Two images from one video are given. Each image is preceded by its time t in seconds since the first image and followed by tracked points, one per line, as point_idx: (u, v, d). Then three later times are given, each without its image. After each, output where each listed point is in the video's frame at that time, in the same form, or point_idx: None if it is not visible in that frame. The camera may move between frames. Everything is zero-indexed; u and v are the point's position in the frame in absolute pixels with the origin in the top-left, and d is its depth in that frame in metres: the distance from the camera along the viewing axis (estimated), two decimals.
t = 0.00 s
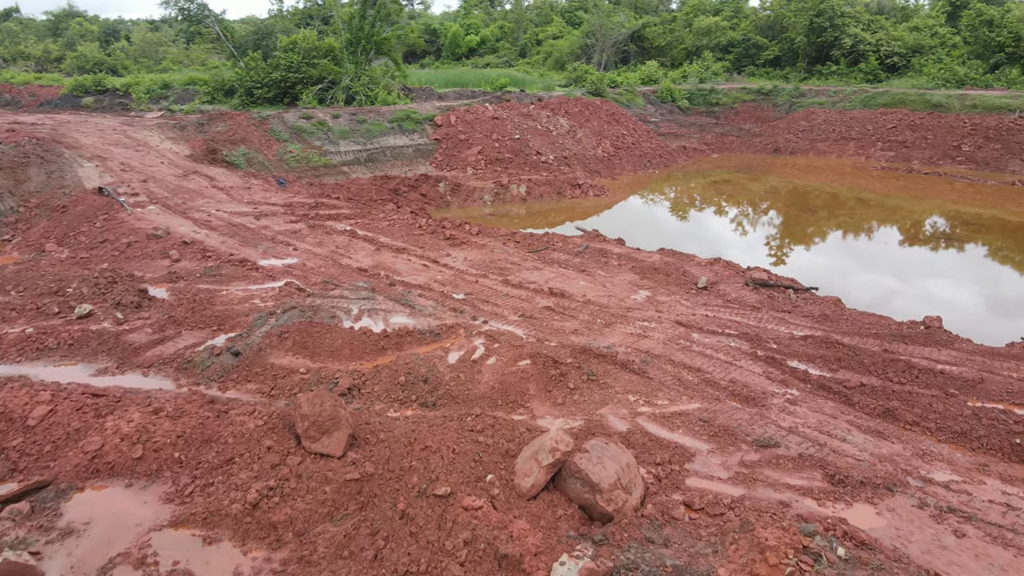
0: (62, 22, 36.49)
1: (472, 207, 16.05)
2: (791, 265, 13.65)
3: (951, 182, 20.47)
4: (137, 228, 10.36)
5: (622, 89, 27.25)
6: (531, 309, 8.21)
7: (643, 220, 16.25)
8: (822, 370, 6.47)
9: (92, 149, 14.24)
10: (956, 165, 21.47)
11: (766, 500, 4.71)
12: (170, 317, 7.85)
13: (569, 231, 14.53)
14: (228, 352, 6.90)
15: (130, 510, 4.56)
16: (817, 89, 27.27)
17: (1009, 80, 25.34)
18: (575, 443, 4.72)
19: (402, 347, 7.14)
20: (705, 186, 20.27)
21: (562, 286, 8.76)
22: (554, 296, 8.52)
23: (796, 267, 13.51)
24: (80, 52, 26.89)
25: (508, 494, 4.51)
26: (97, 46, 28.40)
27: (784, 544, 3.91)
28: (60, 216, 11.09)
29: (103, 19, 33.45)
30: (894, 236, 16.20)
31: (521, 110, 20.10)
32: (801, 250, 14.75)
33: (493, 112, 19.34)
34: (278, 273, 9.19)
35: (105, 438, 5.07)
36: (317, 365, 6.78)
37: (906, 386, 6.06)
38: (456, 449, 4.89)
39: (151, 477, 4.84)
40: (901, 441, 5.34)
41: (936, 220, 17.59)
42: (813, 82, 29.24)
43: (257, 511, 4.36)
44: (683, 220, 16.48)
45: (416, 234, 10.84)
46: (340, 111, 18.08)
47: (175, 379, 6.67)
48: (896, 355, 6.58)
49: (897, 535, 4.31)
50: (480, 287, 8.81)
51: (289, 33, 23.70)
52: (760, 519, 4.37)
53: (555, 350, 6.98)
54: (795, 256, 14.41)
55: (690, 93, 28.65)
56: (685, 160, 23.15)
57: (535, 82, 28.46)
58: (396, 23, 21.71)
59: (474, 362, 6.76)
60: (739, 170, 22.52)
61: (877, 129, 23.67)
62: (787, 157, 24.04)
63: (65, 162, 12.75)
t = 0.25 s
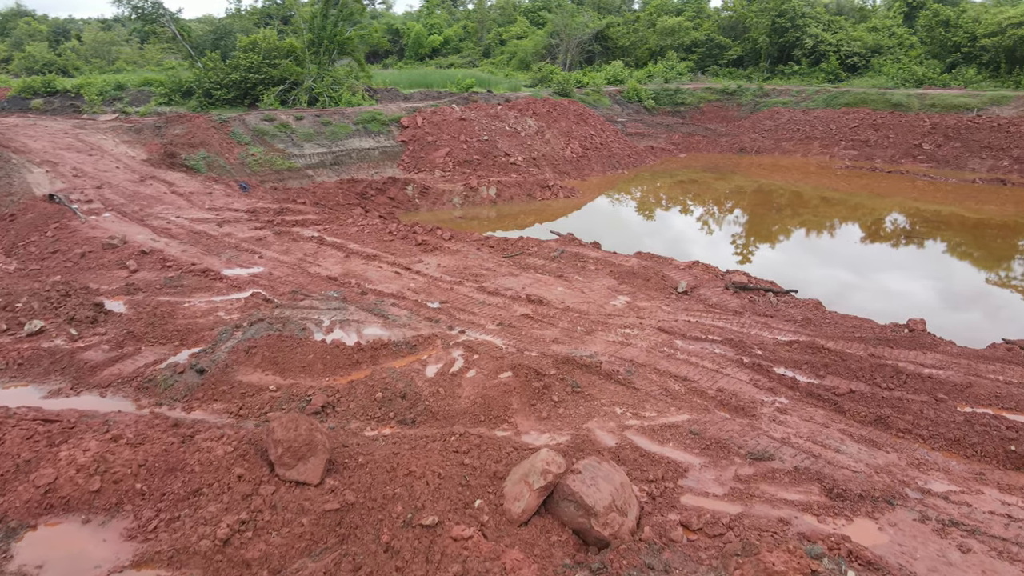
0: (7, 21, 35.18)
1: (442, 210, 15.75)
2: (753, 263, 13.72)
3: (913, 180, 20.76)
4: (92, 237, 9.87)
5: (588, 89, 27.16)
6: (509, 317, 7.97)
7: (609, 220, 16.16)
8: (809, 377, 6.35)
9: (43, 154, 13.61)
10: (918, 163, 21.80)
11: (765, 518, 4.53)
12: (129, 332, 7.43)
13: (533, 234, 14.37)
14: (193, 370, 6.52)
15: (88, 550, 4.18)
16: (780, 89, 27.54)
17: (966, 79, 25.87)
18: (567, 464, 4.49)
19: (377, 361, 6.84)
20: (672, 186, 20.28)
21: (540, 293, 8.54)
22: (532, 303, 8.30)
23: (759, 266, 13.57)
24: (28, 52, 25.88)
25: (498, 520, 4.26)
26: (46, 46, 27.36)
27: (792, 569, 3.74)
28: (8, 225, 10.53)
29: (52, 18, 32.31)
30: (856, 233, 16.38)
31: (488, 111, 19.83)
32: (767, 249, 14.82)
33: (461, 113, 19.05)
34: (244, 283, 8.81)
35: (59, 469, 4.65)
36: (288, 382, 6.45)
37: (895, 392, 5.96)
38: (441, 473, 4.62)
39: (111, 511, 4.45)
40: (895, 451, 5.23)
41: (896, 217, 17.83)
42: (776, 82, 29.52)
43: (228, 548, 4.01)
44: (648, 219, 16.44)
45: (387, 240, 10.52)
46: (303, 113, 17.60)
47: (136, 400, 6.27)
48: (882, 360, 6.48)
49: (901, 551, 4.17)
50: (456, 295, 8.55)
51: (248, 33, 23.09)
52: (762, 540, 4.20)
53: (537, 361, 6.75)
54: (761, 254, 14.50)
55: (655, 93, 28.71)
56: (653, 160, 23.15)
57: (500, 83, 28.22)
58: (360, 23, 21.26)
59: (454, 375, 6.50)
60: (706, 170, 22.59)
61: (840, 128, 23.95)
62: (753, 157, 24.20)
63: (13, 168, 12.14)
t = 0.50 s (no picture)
0: None
1: (410, 214, 15.42)
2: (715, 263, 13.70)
3: (875, 179, 21.02)
4: (43, 248, 9.35)
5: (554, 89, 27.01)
6: (486, 326, 7.72)
7: (574, 221, 16.02)
8: (797, 384, 6.22)
9: None
10: (880, 162, 22.10)
11: (765, 537, 4.36)
12: (84, 349, 7.00)
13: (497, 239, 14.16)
14: (155, 390, 6.12)
15: None
16: (744, 88, 27.76)
17: (924, 79, 26.37)
18: (560, 487, 4.26)
19: (351, 376, 6.53)
20: (639, 186, 20.23)
21: (517, 300, 8.31)
22: (510, 311, 8.06)
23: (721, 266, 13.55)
24: None
25: (489, 550, 4.02)
26: None
27: None
28: None
29: None
30: (818, 231, 16.53)
31: (455, 111, 19.52)
32: (733, 247, 14.85)
33: (427, 114, 18.72)
34: (207, 294, 8.41)
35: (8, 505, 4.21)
36: (257, 401, 6.10)
37: (885, 398, 5.86)
38: (427, 501, 4.36)
39: (67, 550, 4.03)
40: (890, 460, 5.11)
41: (857, 214, 18.04)
42: (740, 82, 29.73)
43: None
44: (614, 219, 16.35)
45: (356, 247, 10.19)
46: (265, 114, 17.08)
47: (93, 424, 5.86)
48: (869, 365, 6.39)
49: (908, 569, 4.04)
50: (430, 304, 8.28)
51: (205, 33, 22.41)
52: (766, 563, 4.03)
53: (518, 372, 6.52)
54: (727, 252, 14.54)
55: (621, 93, 28.68)
56: (621, 160, 23.10)
57: (465, 83, 27.91)
58: (322, 22, 20.77)
59: (432, 390, 6.23)
60: (673, 170, 22.62)
61: (804, 127, 24.20)
62: (719, 156, 24.31)
63: None
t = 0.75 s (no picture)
0: None
1: (378, 218, 15.06)
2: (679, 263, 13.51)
3: (839, 177, 21.23)
4: None
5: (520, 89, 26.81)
6: (463, 336, 7.46)
7: (541, 221, 15.84)
8: (786, 392, 6.09)
9: None
10: (844, 160, 22.35)
11: (767, 558, 4.19)
12: (36, 368, 6.55)
13: (460, 243, 13.86)
14: (113, 414, 5.72)
15: None
16: (708, 88, 27.91)
17: (883, 78, 26.82)
18: (555, 513, 4.03)
19: (324, 393, 6.22)
20: (605, 186, 20.12)
21: (494, 308, 8.07)
22: (487, 320, 7.81)
23: (687, 265, 13.39)
24: None
25: None
26: None
27: None
28: None
29: None
30: (781, 229, 16.63)
31: (421, 112, 19.17)
32: (700, 246, 14.80)
33: (392, 115, 18.35)
34: (167, 307, 7.99)
35: None
36: (225, 423, 5.75)
37: (875, 405, 5.76)
38: (413, 531, 4.09)
39: None
40: (886, 471, 4.99)
41: (820, 212, 18.22)
42: (704, 82, 29.87)
43: None
44: (580, 219, 16.20)
45: (325, 254, 9.83)
46: (225, 116, 16.51)
47: (46, 452, 5.44)
48: (857, 370, 6.29)
49: None
50: (404, 313, 7.99)
51: (160, 33, 21.69)
52: None
53: (500, 385, 6.27)
54: (694, 251, 14.47)
55: (587, 93, 28.57)
56: (588, 160, 23.00)
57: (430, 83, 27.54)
58: (282, 22, 20.23)
59: (412, 406, 5.96)
60: (640, 169, 22.59)
61: (769, 127, 24.39)
62: (686, 156, 24.37)
63: None
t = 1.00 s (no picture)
0: None
1: (344, 222, 14.68)
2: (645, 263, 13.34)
3: (804, 176, 21.41)
4: None
5: (485, 89, 26.54)
6: (440, 347, 7.19)
7: (508, 222, 15.62)
8: (775, 400, 5.95)
9: None
10: (808, 159, 22.55)
11: None
12: None
13: (425, 247, 13.53)
14: (68, 441, 5.33)
15: None
16: (673, 88, 28.01)
17: (843, 78, 27.19)
18: (551, 541, 3.81)
19: (296, 412, 5.90)
20: (572, 187, 19.98)
21: (471, 317, 7.82)
22: (464, 329, 7.56)
23: (653, 265, 13.23)
24: None
25: None
26: None
27: None
28: None
29: None
30: (745, 227, 16.69)
31: (386, 114, 18.79)
32: (666, 246, 14.70)
33: (357, 117, 17.95)
34: (126, 321, 7.57)
35: None
36: (191, 447, 5.40)
37: (866, 413, 5.65)
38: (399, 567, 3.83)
39: None
40: (883, 482, 4.87)
41: (783, 210, 18.36)
42: (668, 82, 29.95)
43: None
44: (547, 220, 16.03)
45: (292, 262, 9.47)
46: (182, 118, 15.92)
47: None
48: (845, 376, 6.18)
49: None
50: (378, 324, 7.70)
51: (112, 33, 20.93)
52: None
53: (482, 399, 6.02)
54: (661, 250, 14.38)
55: (552, 93, 28.39)
56: (556, 161, 22.85)
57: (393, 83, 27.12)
58: (241, 22, 19.67)
59: (390, 425, 5.67)
60: (607, 170, 22.51)
61: (734, 126, 24.52)
62: (653, 156, 24.37)
63: None
